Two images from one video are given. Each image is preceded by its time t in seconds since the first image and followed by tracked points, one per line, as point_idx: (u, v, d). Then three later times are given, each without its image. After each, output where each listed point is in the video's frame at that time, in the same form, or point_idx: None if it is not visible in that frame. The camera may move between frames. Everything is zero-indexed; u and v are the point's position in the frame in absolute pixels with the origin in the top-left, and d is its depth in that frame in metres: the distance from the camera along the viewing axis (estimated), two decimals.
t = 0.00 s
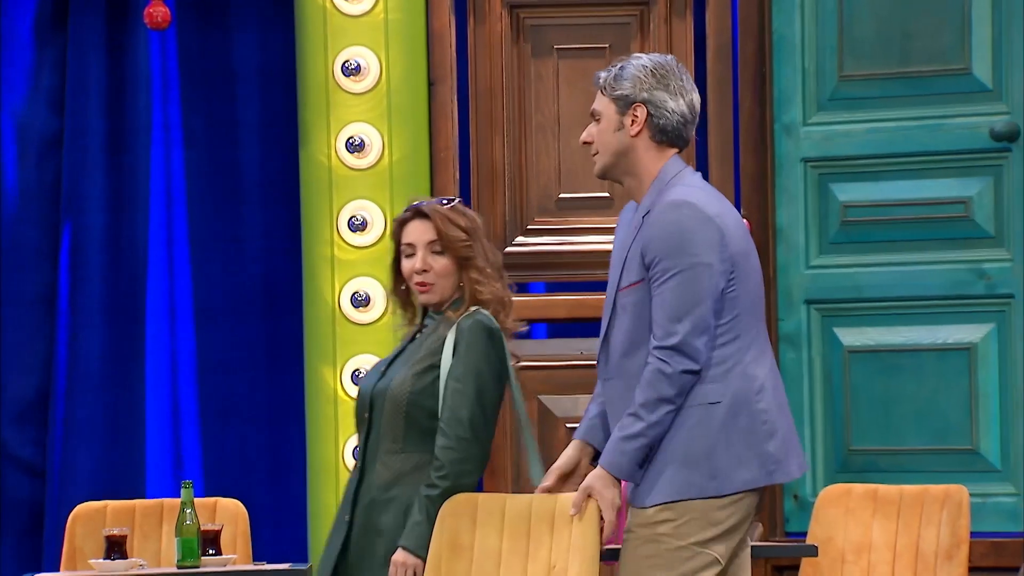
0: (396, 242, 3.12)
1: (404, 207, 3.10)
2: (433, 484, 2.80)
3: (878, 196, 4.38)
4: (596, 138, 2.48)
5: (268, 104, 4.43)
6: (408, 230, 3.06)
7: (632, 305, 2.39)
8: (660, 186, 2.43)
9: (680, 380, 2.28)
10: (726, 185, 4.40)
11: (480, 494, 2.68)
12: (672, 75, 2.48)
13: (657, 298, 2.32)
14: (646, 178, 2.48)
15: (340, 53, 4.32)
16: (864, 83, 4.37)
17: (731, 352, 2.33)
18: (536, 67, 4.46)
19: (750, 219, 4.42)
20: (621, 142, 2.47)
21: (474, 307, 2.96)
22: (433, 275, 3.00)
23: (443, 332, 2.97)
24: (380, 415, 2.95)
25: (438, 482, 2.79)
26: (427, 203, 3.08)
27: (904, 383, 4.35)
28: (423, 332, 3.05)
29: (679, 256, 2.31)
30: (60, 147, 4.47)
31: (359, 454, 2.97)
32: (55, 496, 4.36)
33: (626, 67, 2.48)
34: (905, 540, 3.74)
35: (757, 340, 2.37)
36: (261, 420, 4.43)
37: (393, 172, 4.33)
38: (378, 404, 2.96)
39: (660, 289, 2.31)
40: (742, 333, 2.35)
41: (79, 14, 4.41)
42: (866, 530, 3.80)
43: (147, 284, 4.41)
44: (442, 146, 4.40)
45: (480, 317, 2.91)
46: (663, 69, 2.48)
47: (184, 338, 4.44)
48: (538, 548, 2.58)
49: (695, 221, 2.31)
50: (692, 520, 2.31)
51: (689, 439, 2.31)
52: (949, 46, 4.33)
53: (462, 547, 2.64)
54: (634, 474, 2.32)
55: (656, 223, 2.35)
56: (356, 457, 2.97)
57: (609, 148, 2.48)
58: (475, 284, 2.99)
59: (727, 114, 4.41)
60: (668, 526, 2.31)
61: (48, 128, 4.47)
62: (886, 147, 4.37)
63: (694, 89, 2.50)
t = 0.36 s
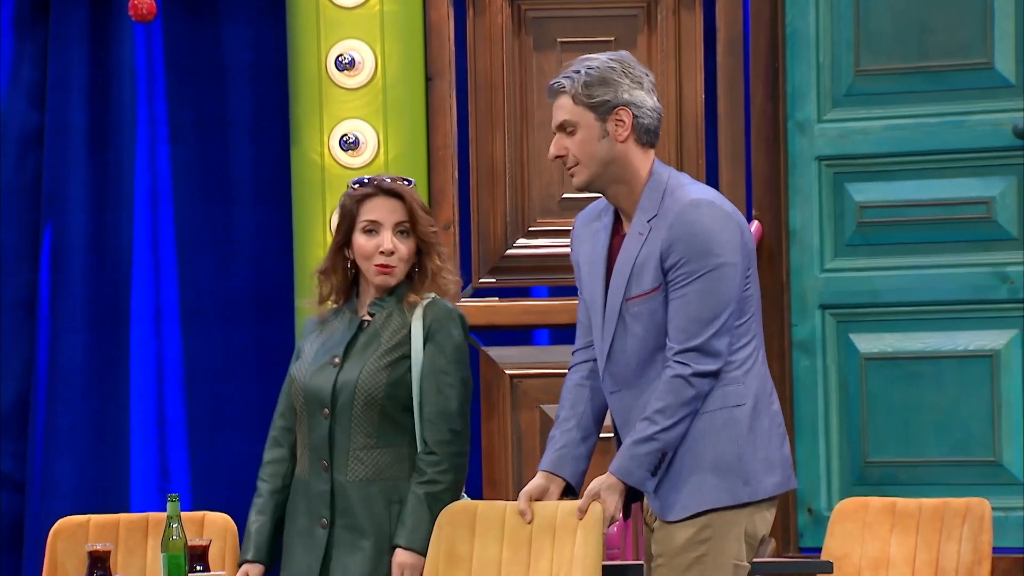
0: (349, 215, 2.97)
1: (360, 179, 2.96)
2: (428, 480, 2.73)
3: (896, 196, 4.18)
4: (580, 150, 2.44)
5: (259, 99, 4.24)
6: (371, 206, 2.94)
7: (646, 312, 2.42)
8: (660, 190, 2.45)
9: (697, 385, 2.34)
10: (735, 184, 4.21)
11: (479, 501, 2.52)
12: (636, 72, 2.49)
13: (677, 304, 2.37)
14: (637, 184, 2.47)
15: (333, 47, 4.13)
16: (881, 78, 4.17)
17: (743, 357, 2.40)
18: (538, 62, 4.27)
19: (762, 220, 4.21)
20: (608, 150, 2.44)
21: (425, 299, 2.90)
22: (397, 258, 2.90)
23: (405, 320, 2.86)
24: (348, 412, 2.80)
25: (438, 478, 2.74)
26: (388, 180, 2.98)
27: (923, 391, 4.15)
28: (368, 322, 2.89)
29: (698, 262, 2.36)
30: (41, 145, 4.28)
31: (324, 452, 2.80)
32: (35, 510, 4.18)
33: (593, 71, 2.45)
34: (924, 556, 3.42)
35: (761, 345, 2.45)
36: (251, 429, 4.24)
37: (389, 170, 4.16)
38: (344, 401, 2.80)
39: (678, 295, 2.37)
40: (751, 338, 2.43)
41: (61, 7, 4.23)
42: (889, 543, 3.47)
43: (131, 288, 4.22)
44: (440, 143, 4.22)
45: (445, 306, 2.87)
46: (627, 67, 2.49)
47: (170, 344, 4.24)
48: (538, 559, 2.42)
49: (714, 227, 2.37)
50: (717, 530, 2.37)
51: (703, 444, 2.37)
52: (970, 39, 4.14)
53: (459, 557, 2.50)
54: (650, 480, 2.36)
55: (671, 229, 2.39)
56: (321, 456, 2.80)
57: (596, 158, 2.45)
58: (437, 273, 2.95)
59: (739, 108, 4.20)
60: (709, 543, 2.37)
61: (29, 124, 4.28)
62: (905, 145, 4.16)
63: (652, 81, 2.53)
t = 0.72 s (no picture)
0: (342, 223, 2.77)
1: (356, 181, 2.76)
2: (427, 483, 2.54)
3: (933, 191, 4.04)
4: (585, 145, 2.34)
5: (276, 91, 4.10)
6: (368, 212, 2.74)
7: (659, 307, 2.30)
8: (677, 184, 2.34)
9: (713, 387, 2.23)
10: (767, 176, 4.07)
11: (482, 501, 2.34)
12: (642, 64, 2.38)
13: (695, 300, 2.26)
14: (648, 178, 2.37)
15: (353, 37, 4.00)
16: (917, 69, 4.04)
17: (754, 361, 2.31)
18: (564, 52, 4.14)
19: (795, 215, 4.08)
20: (614, 145, 2.34)
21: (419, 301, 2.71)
22: (393, 267, 2.71)
23: (393, 322, 2.67)
24: (335, 414, 2.61)
25: (444, 480, 2.55)
26: (387, 184, 2.78)
27: (962, 392, 4.00)
28: (356, 327, 2.71)
29: (720, 257, 2.26)
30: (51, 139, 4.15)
31: (310, 457, 2.61)
32: (45, 515, 4.05)
33: (594, 63, 2.35)
34: (963, 565, 2.97)
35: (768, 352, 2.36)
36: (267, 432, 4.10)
37: (409, 164, 4.03)
38: (331, 404, 2.61)
39: (697, 291, 2.26)
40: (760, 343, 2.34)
41: None
42: (926, 551, 3.00)
43: (144, 288, 4.10)
44: (463, 136, 4.11)
45: (436, 309, 2.67)
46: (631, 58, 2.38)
47: (184, 344, 4.11)
48: (542, 563, 2.24)
49: (737, 222, 2.27)
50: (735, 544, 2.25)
51: (715, 449, 2.25)
52: (1010, 29, 3.99)
53: (461, 560, 2.32)
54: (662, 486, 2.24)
55: (692, 222, 2.28)
56: (307, 461, 2.61)
57: (601, 153, 2.34)
58: (432, 284, 2.76)
59: (770, 99, 4.05)
60: (727, 559, 2.25)
61: (38, 117, 4.15)
62: (943, 138, 4.02)
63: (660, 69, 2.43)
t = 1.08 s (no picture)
0: (363, 237, 2.75)
1: (378, 196, 2.74)
2: (425, 495, 2.45)
3: (973, 190, 3.89)
4: (586, 143, 2.30)
5: (303, 89, 4.04)
6: (387, 226, 2.71)
7: (666, 318, 2.25)
8: (690, 193, 2.27)
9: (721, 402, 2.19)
10: (804, 175, 4.01)
11: (467, 517, 2.25)
12: (658, 64, 2.30)
13: (701, 312, 2.22)
14: (654, 181, 2.30)
15: (380, 34, 3.92)
16: (958, 66, 3.86)
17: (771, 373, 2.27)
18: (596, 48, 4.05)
19: (832, 214, 4.01)
20: (614, 147, 2.29)
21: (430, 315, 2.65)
22: (409, 283, 2.67)
23: (403, 337, 2.60)
24: (338, 431, 2.55)
25: (438, 490, 2.46)
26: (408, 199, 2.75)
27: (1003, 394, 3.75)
28: (366, 342, 2.64)
29: (733, 271, 2.21)
30: (74, 137, 4.08)
31: (316, 476, 2.56)
32: (67, 520, 3.98)
33: (606, 61, 2.30)
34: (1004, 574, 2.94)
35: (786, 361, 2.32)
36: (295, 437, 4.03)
37: (438, 164, 3.95)
38: (333, 420, 2.56)
39: (708, 305, 2.21)
40: (777, 353, 2.29)
41: None
42: (965, 558, 2.98)
43: (169, 290, 4.03)
44: (492, 135, 4.04)
45: (444, 320, 2.59)
46: (648, 56, 2.31)
47: (209, 347, 4.05)
48: None
49: (751, 235, 2.21)
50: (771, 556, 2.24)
51: (728, 464, 2.22)
52: None
53: None
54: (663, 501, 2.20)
55: (705, 235, 2.23)
56: (314, 480, 2.55)
57: (602, 153, 2.30)
58: (449, 304, 2.72)
59: (807, 101, 4.00)
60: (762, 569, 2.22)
61: (61, 116, 4.08)
62: (982, 136, 3.86)
63: (684, 72, 2.33)
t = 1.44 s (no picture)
0: (360, 217, 2.72)
1: (375, 178, 2.73)
2: (419, 497, 2.40)
3: (1004, 196, 3.73)
4: (575, 144, 2.25)
5: (318, 92, 3.95)
6: (384, 205, 2.69)
7: (664, 322, 2.19)
8: (679, 193, 2.20)
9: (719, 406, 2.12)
10: (830, 182, 3.94)
11: (477, 533, 2.20)
12: (648, 64, 2.25)
13: (697, 314, 2.14)
14: (644, 183, 2.25)
15: (397, 38, 3.84)
16: (988, 69, 3.69)
17: (771, 373, 2.20)
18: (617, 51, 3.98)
19: (858, 221, 3.89)
20: (603, 147, 2.24)
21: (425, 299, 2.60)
22: (406, 262, 2.63)
23: (399, 326, 2.56)
24: (338, 429, 2.50)
25: (426, 491, 2.41)
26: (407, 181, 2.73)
27: None
28: (365, 334, 2.60)
29: (724, 270, 2.12)
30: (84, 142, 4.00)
31: (317, 477, 2.51)
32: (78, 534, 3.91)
33: (596, 60, 2.26)
34: None
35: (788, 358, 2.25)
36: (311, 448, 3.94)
37: (456, 170, 3.86)
38: (333, 418, 2.51)
39: (700, 307, 2.14)
40: (776, 352, 2.22)
41: None
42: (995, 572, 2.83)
43: (181, 299, 3.95)
44: (512, 140, 3.96)
45: (438, 306, 2.55)
46: (638, 57, 2.26)
47: (223, 356, 3.96)
48: None
49: (741, 232, 2.13)
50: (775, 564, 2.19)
51: (729, 469, 2.15)
52: None
53: None
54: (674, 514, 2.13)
55: (693, 235, 2.15)
56: (315, 481, 2.51)
57: (591, 154, 2.25)
58: (448, 286, 2.67)
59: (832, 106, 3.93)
60: None
61: (72, 121, 4.00)
62: (1014, 141, 3.71)
63: (676, 74, 2.27)
